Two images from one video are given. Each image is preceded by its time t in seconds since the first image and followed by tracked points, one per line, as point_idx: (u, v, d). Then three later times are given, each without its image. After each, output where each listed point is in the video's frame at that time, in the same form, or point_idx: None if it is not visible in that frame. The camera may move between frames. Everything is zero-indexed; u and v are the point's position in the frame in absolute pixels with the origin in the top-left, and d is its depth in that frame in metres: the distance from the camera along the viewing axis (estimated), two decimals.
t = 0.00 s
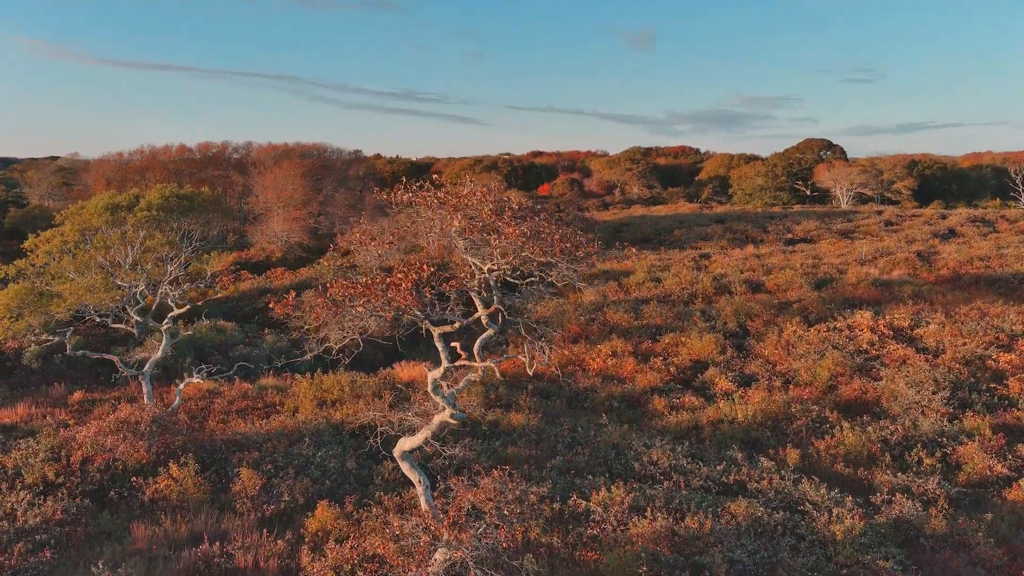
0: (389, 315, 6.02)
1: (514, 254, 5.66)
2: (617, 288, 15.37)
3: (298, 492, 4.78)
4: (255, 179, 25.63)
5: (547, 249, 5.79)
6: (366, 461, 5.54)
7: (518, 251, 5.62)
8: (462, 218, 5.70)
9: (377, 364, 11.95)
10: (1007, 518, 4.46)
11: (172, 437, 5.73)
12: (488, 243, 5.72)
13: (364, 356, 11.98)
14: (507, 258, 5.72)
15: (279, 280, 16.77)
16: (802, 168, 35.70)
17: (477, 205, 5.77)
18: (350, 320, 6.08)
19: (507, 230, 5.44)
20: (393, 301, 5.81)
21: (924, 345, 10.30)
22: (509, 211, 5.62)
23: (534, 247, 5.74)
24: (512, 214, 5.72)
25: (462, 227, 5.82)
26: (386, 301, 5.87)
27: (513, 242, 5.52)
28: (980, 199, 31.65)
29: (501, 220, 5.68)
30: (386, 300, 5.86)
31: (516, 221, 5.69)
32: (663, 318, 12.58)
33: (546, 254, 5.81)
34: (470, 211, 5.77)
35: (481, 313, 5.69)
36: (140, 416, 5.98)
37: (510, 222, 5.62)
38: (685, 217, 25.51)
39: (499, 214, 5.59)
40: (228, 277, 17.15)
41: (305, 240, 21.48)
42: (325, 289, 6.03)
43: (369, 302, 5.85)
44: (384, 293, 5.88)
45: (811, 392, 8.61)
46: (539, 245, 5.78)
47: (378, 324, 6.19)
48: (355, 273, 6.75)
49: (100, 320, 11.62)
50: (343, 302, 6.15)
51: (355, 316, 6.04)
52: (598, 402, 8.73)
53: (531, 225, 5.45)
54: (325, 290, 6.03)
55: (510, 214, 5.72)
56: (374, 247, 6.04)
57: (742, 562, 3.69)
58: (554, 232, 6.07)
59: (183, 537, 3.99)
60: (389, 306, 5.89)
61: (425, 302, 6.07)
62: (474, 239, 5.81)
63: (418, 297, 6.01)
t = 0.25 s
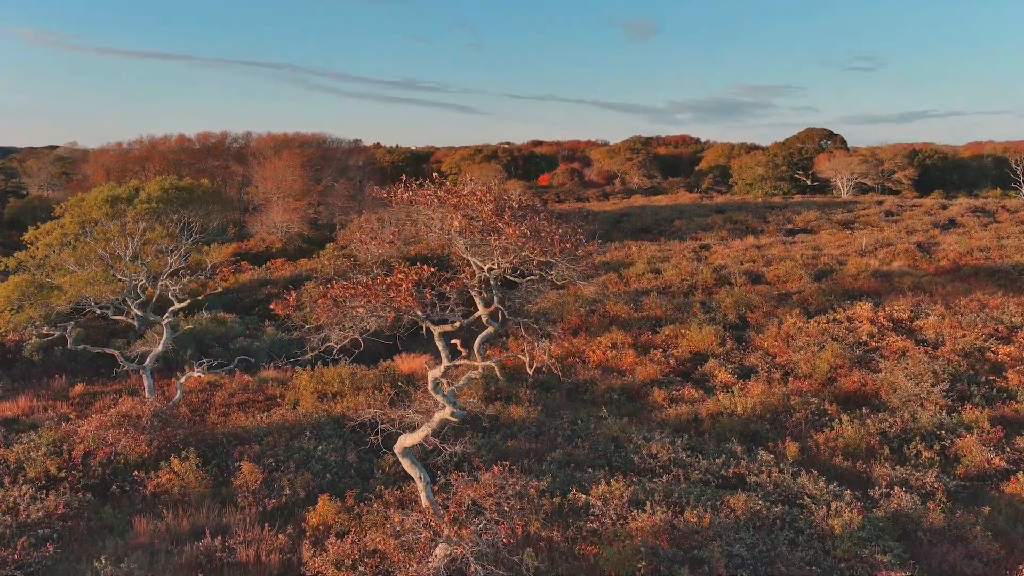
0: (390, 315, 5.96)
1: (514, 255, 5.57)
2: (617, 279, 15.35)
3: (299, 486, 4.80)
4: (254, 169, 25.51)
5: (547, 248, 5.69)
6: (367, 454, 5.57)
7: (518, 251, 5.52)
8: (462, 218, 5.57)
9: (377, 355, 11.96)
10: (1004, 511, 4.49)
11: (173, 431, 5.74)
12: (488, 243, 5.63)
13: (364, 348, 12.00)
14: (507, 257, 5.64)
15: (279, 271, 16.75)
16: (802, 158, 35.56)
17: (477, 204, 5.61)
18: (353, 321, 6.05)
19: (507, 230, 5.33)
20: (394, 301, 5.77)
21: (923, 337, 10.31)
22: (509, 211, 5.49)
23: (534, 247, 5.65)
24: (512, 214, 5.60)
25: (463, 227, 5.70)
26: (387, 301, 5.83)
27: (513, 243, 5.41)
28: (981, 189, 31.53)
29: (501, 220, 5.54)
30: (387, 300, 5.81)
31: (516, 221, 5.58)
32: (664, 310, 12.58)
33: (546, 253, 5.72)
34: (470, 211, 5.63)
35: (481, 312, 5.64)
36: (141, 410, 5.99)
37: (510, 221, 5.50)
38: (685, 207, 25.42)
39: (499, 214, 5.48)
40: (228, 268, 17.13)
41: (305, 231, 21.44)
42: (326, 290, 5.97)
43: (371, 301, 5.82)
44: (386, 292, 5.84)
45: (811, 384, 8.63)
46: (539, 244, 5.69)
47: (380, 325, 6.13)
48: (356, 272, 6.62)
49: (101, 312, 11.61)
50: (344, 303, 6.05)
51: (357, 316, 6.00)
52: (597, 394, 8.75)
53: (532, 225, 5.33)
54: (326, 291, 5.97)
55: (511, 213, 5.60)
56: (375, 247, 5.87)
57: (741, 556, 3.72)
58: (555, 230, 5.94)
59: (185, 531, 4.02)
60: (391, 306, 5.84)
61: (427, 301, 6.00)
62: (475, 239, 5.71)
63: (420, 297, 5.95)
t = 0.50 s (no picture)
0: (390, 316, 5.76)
1: (512, 255, 5.51)
2: (617, 270, 15.35)
3: (300, 480, 4.82)
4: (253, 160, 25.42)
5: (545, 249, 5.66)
6: (368, 447, 5.60)
7: (516, 253, 5.48)
8: (462, 218, 5.50)
9: (377, 347, 11.98)
10: (1002, 505, 4.51)
11: (175, 425, 5.76)
12: (488, 243, 5.57)
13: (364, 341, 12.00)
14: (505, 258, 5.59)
15: (278, 263, 16.73)
16: (803, 147, 35.40)
17: (478, 203, 5.53)
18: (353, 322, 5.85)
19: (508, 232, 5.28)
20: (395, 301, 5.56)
21: (922, 329, 10.32)
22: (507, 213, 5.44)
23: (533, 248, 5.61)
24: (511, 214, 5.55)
25: (463, 226, 5.62)
26: (389, 303, 5.61)
27: (511, 243, 5.36)
28: (982, 179, 31.40)
29: (499, 221, 5.49)
30: (388, 301, 5.60)
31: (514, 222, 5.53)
32: (663, 302, 12.57)
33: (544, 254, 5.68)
34: (471, 210, 5.57)
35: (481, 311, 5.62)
36: (142, 404, 6.00)
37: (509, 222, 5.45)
38: (686, 197, 25.34)
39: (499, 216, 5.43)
40: (228, 259, 17.11)
41: (305, 222, 21.39)
42: (327, 290, 5.71)
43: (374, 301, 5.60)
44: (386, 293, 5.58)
45: (810, 376, 8.65)
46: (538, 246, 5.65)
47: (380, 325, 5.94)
48: (355, 270, 6.39)
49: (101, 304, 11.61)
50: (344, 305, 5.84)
51: (357, 316, 5.82)
52: (598, 386, 8.77)
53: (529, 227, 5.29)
54: (328, 291, 5.72)
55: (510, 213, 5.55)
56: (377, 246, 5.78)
57: (740, 550, 3.74)
58: (553, 232, 5.92)
59: (188, 525, 4.04)
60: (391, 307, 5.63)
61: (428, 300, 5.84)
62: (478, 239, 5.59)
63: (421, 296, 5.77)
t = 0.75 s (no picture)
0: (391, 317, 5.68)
1: (513, 254, 5.46)
2: (617, 262, 15.34)
3: (301, 474, 4.85)
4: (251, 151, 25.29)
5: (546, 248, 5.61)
6: (369, 440, 5.62)
7: (517, 253, 5.44)
8: (462, 218, 5.45)
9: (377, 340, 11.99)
10: (999, 499, 4.53)
11: (176, 418, 5.77)
12: (489, 242, 5.52)
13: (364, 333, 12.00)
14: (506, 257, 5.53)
15: (278, 254, 16.70)
16: (804, 137, 35.22)
17: (477, 202, 5.45)
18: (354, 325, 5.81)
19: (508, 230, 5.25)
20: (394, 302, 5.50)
21: (922, 321, 10.32)
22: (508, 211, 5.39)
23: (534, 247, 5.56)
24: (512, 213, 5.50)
25: (464, 225, 5.58)
26: (389, 304, 5.55)
27: (512, 243, 5.31)
28: (982, 169, 31.26)
29: (500, 220, 5.43)
30: (388, 301, 5.52)
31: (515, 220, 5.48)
32: (663, 294, 12.56)
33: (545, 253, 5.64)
34: (471, 209, 5.50)
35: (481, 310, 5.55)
36: (144, 398, 6.01)
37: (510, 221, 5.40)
38: (686, 188, 25.25)
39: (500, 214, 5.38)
40: (227, 251, 17.08)
41: (304, 212, 21.32)
42: (329, 292, 5.75)
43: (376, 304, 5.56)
44: (385, 294, 5.45)
45: (809, 369, 8.67)
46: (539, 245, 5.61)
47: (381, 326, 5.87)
48: (355, 271, 6.36)
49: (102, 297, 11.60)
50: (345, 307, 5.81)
51: (358, 318, 5.78)
52: (598, 378, 8.79)
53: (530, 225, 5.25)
54: (330, 294, 5.76)
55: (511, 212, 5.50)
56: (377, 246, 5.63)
57: (739, 545, 3.77)
58: (554, 231, 5.87)
59: (190, 519, 4.07)
60: (392, 309, 5.56)
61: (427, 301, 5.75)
62: (477, 238, 5.59)
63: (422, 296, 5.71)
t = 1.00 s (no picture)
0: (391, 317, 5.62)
1: (514, 255, 5.45)
2: (617, 253, 15.32)
3: (303, 468, 4.87)
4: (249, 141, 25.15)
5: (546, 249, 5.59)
6: (370, 434, 5.65)
7: (517, 253, 5.41)
8: (463, 219, 5.43)
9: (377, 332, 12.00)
10: (996, 493, 4.55)
11: (178, 413, 5.78)
12: (490, 243, 5.50)
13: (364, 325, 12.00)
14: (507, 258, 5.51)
15: (277, 246, 16.66)
16: (805, 127, 35.03)
17: (478, 203, 5.43)
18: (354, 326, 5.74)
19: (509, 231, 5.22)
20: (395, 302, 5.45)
21: (921, 313, 10.33)
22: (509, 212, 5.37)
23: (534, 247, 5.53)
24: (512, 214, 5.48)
25: (465, 225, 5.55)
26: (390, 304, 5.49)
27: (512, 244, 5.29)
28: (983, 159, 31.13)
29: (501, 220, 5.41)
30: (389, 301, 5.46)
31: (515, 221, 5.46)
32: (663, 286, 12.55)
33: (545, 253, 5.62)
34: (471, 209, 5.47)
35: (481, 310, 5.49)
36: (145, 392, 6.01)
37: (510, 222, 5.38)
38: (686, 178, 25.15)
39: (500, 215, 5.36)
40: (226, 242, 17.04)
41: (304, 203, 21.25)
42: (328, 292, 5.64)
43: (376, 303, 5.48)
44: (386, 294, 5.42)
45: (809, 361, 8.68)
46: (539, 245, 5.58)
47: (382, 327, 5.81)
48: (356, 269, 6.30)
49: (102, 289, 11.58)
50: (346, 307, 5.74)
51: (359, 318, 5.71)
52: (597, 371, 8.81)
53: (531, 226, 5.23)
54: (329, 293, 5.65)
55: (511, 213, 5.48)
56: (378, 245, 5.54)
57: (738, 539, 3.79)
58: (553, 230, 5.84)
59: (193, 514, 4.09)
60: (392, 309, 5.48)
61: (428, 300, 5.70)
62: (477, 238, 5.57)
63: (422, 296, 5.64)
